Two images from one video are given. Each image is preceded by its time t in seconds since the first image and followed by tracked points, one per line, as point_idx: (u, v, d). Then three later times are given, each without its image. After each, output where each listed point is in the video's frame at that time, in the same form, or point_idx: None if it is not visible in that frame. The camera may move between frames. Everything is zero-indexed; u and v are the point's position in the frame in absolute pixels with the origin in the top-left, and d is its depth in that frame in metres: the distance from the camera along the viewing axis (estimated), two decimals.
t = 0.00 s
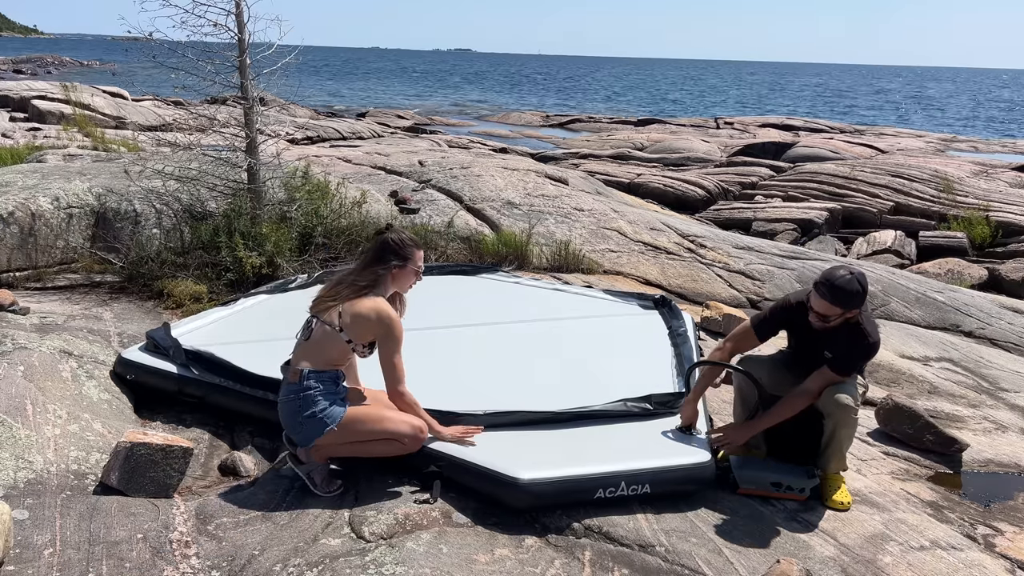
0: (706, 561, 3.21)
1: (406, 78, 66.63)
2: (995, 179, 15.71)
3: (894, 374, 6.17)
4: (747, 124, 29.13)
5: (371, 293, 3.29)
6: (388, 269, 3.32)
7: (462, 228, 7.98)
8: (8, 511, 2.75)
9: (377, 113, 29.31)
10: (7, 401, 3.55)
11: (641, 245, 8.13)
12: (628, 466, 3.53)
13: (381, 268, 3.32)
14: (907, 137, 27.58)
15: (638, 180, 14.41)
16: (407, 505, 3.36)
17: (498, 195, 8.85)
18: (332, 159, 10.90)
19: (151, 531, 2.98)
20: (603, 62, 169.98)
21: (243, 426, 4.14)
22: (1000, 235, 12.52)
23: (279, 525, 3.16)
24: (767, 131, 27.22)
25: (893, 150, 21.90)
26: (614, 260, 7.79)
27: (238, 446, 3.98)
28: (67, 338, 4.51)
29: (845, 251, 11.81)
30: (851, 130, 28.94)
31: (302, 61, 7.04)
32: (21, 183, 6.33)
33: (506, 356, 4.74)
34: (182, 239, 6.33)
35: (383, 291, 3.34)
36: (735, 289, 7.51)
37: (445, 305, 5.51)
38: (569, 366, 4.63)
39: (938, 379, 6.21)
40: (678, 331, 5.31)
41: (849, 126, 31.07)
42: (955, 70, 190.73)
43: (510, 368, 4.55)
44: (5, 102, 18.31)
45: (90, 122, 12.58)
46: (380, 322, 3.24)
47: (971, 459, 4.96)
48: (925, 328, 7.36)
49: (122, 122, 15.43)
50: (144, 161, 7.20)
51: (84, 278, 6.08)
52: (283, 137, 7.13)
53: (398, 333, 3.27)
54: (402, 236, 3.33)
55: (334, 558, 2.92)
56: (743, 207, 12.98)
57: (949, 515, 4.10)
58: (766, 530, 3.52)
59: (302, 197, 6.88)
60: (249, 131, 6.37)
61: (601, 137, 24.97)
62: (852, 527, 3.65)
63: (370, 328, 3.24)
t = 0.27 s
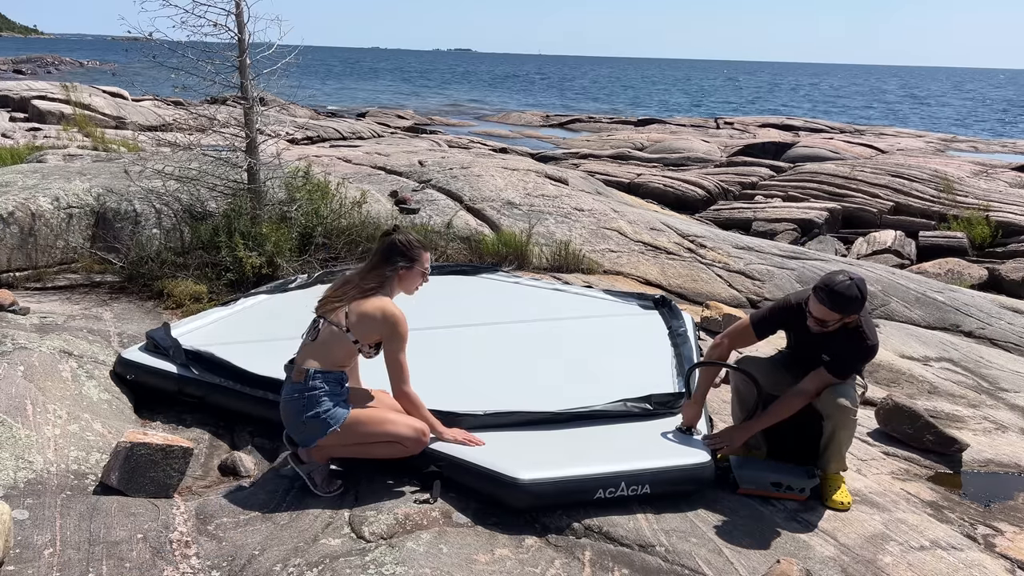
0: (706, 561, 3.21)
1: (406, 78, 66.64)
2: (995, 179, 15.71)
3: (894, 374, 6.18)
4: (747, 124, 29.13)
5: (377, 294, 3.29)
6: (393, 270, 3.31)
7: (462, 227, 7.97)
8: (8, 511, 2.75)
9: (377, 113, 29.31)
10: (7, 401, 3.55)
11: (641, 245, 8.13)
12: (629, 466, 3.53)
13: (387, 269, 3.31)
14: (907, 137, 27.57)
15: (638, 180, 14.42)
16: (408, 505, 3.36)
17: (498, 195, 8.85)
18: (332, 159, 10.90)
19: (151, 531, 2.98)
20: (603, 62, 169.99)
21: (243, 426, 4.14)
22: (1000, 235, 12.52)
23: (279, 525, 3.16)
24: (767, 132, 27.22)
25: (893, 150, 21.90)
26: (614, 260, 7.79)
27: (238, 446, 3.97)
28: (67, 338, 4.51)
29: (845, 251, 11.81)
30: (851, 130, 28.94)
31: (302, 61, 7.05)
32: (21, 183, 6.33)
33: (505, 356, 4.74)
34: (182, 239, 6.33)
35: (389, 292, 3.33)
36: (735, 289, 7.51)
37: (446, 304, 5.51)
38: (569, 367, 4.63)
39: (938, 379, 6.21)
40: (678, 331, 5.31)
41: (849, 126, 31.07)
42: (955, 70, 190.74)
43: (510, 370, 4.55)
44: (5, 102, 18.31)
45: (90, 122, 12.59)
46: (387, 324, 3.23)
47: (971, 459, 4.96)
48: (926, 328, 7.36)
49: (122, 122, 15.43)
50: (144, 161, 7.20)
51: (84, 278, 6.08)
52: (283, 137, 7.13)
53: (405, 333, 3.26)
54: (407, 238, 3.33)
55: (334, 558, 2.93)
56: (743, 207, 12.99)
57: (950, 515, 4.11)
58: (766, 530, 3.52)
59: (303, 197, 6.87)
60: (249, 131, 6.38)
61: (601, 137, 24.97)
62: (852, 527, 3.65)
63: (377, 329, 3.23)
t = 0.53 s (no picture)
0: (706, 562, 3.21)
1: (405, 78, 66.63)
2: (995, 179, 15.71)
3: (894, 374, 6.18)
4: (747, 124, 29.13)
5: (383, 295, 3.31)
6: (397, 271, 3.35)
7: (462, 227, 7.97)
8: (9, 511, 2.75)
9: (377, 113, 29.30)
10: (7, 401, 3.56)
11: (641, 245, 8.13)
12: (541, 438, 3.69)
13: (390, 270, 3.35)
14: (907, 137, 27.57)
15: (638, 180, 14.42)
16: (408, 505, 3.33)
17: (498, 195, 8.86)
18: (332, 159, 10.90)
19: (151, 531, 2.98)
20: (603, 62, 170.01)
21: (254, 410, 4.24)
22: (1000, 235, 12.52)
23: (279, 524, 3.16)
24: (767, 132, 27.21)
25: (893, 150, 21.90)
26: (614, 260, 7.79)
27: (241, 444, 3.89)
28: (67, 338, 4.51)
29: (845, 251, 11.81)
30: (851, 130, 28.93)
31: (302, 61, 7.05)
32: (21, 183, 6.32)
33: (504, 341, 4.87)
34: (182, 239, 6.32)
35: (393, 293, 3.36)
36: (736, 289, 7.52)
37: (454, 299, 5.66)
38: (565, 352, 4.73)
39: (938, 379, 6.22)
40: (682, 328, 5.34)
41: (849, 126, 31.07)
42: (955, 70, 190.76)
43: (500, 350, 4.71)
44: (5, 101, 18.31)
45: (89, 122, 12.58)
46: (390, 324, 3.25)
47: (971, 459, 4.96)
48: (925, 328, 7.36)
49: (122, 122, 15.43)
50: (144, 161, 7.20)
51: (84, 278, 6.09)
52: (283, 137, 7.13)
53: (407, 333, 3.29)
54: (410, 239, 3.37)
55: (334, 558, 2.93)
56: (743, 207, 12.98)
57: (949, 516, 4.11)
58: (767, 530, 3.52)
59: (303, 198, 6.89)
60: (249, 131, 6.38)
61: (601, 137, 24.96)
62: (853, 528, 3.65)
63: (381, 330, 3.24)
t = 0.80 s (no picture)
0: (706, 562, 3.21)
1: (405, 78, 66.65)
2: (995, 179, 15.71)
3: (894, 374, 6.18)
4: (747, 124, 29.13)
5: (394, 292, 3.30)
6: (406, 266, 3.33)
7: (461, 227, 7.97)
8: (9, 511, 2.75)
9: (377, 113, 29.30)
10: (7, 400, 3.55)
11: (641, 245, 8.13)
12: (539, 434, 3.69)
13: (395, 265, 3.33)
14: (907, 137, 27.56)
15: (638, 180, 14.41)
16: (408, 505, 3.34)
17: (498, 195, 8.86)
18: (332, 159, 10.90)
19: (152, 531, 2.98)
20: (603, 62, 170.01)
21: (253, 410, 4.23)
22: (1000, 235, 12.53)
23: (279, 524, 3.16)
24: (767, 131, 27.21)
25: (893, 150, 21.89)
26: (614, 260, 7.79)
27: (241, 444, 3.89)
28: (67, 338, 4.51)
29: (845, 251, 11.80)
30: (851, 130, 28.93)
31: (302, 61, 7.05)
32: (21, 183, 6.32)
33: (503, 335, 4.88)
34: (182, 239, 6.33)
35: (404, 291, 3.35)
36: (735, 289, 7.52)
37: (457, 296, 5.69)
38: (567, 346, 4.74)
39: (938, 379, 6.21)
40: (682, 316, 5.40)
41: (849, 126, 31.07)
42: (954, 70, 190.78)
43: (498, 345, 4.72)
44: (5, 102, 18.32)
45: (89, 122, 12.58)
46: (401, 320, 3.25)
47: (971, 459, 4.97)
48: (925, 328, 7.37)
49: (122, 122, 15.44)
50: (144, 161, 7.20)
51: (84, 278, 6.09)
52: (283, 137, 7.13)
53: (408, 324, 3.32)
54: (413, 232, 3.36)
55: (334, 558, 2.93)
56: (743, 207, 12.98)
57: (949, 515, 4.11)
58: (766, 530, 3.52)
59: (302, 198, 6.90)
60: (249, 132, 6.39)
61: (601, 137, 24.95)
62: (852, 528, 3.65)
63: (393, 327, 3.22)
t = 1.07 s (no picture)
0: (706, 562, 3.21)
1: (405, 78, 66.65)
2: (995, 179, 15.71)
3: (894, 374, 6.18)
4: (747, 124, 29.13)
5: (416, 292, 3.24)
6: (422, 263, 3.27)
7: (461, 227, 7.98)
8: (9, 511, 2.75)
9: (377, 113, 29.30)
10: (7, 400, 3.55)
11: (641, 245, 8.13)
12: (523, 425, 3.71)
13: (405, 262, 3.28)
14: (907, 137, 27.56)
15: (638, 180, 14.41)
16: (408, 505, 3.33)
17: (498, 195, 8.86)
18: (332, 159, 10.90)
19: (151, 531, 2.98)
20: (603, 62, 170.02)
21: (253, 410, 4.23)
22: (1000, 235, 12.52)
23: (279, 525, 3.16)
24: (767, 132, 27.20)
25: (893, 150, 21.88)
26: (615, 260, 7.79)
27: (242, 444, 3.88)
28: (67, 338, 4.51)
29: (845, 251, 11.80)
30: (851, 130, 28.93)
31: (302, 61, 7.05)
32: (21, 183, 6.32)
33: (496, 326, 4.91)
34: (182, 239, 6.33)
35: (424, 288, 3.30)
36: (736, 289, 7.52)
37: (458, 286, 5.69)
38: (560, 335, 4.77)
39: (938, 379, 6.21)
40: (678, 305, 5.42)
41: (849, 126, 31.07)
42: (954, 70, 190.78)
43: (492, 336, 4.73)
44: (5, 102, 18.33)
45: (90, 122, 12.58)
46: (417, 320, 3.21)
47: (971, 459, 4.97)
48: (925, 328, 7.37)
49: (122, 122, 15.44)
50: (144, 161, 7.20)
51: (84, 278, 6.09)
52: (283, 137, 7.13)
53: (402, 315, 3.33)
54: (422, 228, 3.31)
55: (334, 558, 2.93)
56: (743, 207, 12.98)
57: (949, 516, 4.11)
58: (767, 530, 3.51)
59: (302, 198, 6.92)
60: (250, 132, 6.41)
61: (601, 137, 24.95)
62: (853, 528, 3.64)
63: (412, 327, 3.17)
